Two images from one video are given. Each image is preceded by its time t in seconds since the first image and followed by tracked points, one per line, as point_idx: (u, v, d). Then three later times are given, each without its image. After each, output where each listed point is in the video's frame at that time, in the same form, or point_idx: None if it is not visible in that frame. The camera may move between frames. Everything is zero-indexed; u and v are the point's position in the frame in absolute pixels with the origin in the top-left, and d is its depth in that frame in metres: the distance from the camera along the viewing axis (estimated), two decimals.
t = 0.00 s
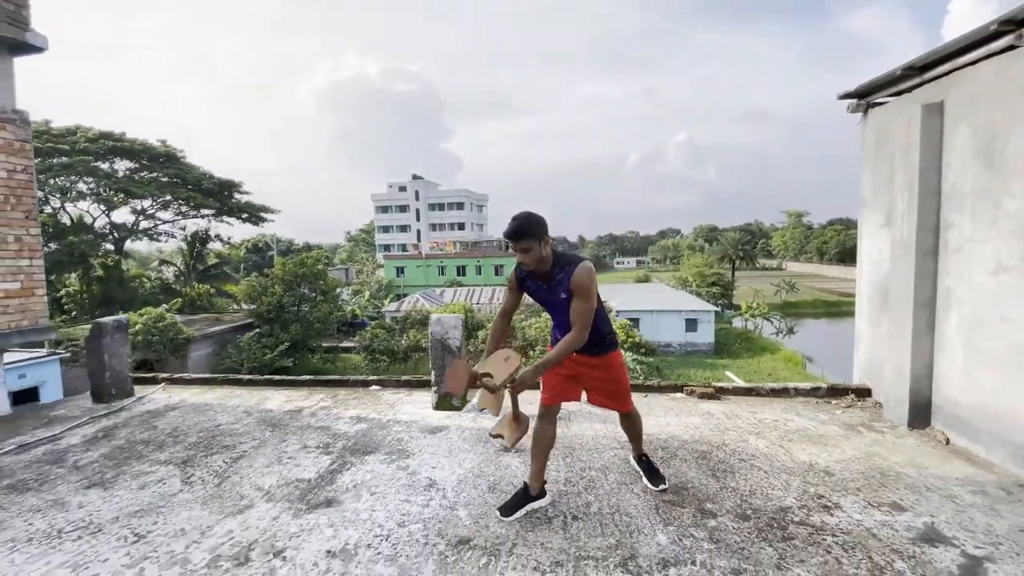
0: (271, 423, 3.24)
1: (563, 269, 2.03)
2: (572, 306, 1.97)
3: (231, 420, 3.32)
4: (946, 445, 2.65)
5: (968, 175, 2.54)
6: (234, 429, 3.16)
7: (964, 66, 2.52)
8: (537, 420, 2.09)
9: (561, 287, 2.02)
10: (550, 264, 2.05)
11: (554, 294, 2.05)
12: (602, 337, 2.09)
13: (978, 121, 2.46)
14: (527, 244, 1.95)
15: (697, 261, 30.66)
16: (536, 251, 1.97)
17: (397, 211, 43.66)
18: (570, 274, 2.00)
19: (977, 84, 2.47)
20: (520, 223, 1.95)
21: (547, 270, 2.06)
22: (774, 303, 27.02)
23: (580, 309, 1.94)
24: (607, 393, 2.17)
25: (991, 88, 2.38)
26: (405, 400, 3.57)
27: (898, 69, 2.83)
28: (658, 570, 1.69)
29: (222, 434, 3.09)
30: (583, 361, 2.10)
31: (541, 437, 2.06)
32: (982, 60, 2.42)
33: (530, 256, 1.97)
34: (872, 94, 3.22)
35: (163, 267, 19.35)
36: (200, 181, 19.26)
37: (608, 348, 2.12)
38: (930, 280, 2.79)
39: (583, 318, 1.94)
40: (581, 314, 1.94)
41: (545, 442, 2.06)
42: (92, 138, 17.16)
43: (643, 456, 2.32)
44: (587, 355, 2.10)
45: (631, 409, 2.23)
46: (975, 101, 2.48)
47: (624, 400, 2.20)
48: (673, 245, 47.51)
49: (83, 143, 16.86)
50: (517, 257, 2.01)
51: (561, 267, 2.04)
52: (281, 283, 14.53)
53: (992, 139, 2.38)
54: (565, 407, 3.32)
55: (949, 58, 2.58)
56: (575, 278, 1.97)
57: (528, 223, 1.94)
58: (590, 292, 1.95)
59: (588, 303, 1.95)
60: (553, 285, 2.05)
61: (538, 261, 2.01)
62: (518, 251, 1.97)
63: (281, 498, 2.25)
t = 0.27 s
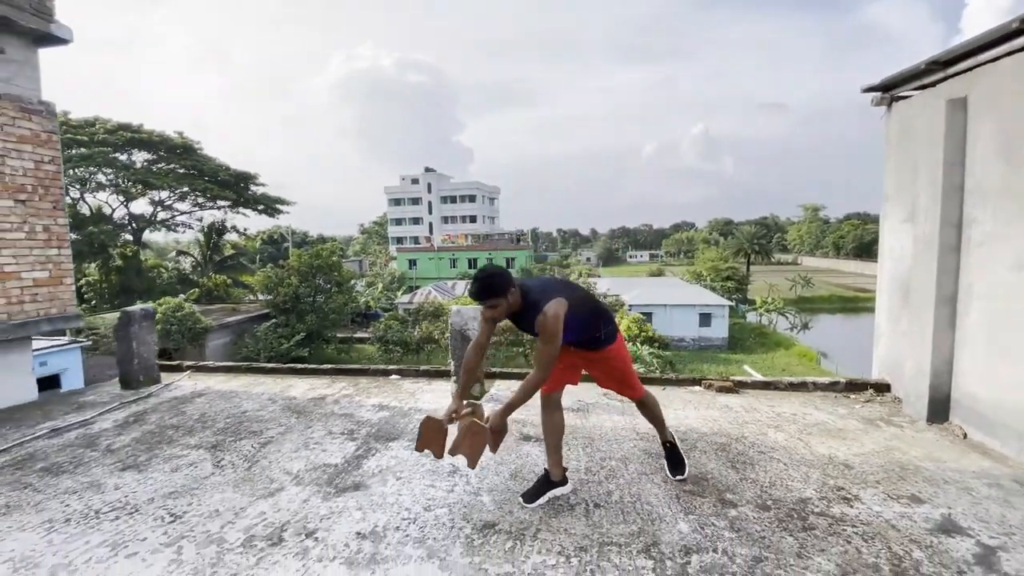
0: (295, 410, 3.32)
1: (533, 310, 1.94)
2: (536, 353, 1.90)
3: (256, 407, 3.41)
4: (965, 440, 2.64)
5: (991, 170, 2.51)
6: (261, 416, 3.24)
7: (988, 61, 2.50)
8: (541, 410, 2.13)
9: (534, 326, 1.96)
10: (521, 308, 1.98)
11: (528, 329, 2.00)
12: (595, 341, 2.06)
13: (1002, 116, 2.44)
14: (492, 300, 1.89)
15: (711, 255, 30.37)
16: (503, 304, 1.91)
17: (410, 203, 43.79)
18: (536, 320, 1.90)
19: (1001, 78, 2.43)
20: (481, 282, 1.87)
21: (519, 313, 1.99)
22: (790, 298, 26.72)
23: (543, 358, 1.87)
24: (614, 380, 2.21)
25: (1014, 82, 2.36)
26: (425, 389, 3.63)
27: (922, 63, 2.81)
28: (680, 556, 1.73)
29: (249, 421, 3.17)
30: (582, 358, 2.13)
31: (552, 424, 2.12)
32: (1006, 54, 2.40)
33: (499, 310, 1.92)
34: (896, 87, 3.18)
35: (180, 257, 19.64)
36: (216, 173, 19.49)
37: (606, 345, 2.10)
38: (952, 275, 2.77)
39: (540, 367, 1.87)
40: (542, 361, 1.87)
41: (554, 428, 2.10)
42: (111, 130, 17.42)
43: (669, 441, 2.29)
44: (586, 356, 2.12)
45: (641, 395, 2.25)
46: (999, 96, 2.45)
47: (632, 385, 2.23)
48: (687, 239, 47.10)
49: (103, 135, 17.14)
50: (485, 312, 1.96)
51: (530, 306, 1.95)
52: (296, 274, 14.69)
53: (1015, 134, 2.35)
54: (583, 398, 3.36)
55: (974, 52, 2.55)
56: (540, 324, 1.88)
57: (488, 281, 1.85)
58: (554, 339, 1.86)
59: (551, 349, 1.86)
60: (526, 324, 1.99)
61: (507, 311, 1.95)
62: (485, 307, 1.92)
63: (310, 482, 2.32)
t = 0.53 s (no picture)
0: (301, 398, 3.32)
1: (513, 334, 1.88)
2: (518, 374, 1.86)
3: (262, 395, 3.41)
4: (974, 432, 2.63)
5: (1003, 161, 2.47)
6: (267, 404, 3.24)
7: (1001, 51, 2.45)
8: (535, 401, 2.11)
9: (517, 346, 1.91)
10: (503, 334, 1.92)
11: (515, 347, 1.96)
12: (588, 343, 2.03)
13: (1013, 106, 2.39)
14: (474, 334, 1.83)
15: (715, 249, 30.26)
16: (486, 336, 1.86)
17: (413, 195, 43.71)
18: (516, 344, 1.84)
19: (1014, 67, 2.39)
20: (460, 318, 1.80)
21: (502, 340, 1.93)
22: (793, 292, 26.62)
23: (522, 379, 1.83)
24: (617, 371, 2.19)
25: None
26: (430, 379, 3.62)
27: (934, 52, 2.77)
28: (689, 545, 1.72)
29: (255, 408, 3.17)
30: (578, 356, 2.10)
31: (548, 413, 2.09)
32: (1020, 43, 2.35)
33: (482, 342, 1.87)
34: (907, 77, 3.13)
35: (184, 248, 19.66)
36: (219, 163, 19.45)
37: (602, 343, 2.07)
38: (963, 267, 2.74)
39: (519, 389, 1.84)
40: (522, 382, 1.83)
41: (551, 417, 2.08)
42: (114, 120, 17.39)
43: (689, 418, 2.35)
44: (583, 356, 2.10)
45: (647, 383, 2.22)
46: (1011, 85, 2.41)
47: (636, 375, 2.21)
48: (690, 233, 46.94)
49: (106, 124, 17.10)
50: (468, 343, 1.91)
51: (511, 329, 1.89)
52: (299, 265, 14.69)
53: None
54: (589, 388, 3.34)
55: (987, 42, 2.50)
56: (518, 352, 1.82)
57: (467, 317, 1.79)
58: (533, 363, 1.81)
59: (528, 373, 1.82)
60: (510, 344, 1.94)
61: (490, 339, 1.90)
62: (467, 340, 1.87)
63: (316, 468, 2.32)
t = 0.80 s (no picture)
0: (292, 394, 3.28)
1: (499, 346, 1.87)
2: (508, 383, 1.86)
3: (253, 392, 3.36)
4: (964, 426, 2.66)
5: (996, 157, 2.50)
6: (257, 400, 3.19)
7: (994, 48, 2.47)
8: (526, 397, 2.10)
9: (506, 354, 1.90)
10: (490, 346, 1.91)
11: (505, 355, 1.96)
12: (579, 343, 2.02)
13: (1007, 103, 2.41)
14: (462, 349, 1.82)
15: (705, 246, 30.45)
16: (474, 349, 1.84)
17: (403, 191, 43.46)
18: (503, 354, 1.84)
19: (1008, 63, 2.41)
20: (446, 334, 1.80)
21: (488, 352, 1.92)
22: (781, 289, 26.89)
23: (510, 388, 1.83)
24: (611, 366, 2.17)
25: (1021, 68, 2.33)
26: (423, 375, 3.60)
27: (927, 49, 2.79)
28: (686, 539, 1.72)
29: (245, 405, 3.13)
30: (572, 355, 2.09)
31: (539, 408, 2.08)
32: (1013, 40, 2.37)
33: (470, 356, 1.86)
34: (899, 74, 3.15)
35: (170, 243, 19.37)
36: (206, 157, 19.16)
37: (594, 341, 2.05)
38: (954, 263, 2.76)
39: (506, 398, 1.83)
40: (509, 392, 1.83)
41: (542, 413, 2.07)
42: (98, 112, 17.06)
43: (689, 408, 2.35)
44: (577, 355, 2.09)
45: (642, 376, 2.22)
46: (1005, 82, 2.43)
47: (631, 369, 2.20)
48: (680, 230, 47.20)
49: (90, 117, 16.77)
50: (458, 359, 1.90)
51: (498, 339, 1.88)
52: (288, 261, 14.53)
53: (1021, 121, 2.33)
54: (583, 384, 3.34)
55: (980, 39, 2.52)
56: (505, 363, 1.81)
57: (452, 333, 1.78)
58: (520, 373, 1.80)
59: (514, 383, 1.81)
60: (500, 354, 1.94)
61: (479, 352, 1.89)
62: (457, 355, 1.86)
63: (309, 465, 2.29)
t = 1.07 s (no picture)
0: (275, 398, 3.22)
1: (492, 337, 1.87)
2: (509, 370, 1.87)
3: (234, 396, 3.28)
4: (942, 423, 2.76)
5: (976, 161, 2.59)
6: (239, 405, 3.12)
7: (976, 54, 2.56)
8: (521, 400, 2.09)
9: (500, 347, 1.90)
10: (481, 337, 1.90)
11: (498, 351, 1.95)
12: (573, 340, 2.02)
13: (989, 108, 2.50)
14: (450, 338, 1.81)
15: (682, 246, 30.89)
16: (463, 339, 1.82)
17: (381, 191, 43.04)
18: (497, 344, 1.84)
19: (990, 69, 2.49)
20: (435, 323, 1.79)
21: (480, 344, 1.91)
22: (756, 289, 27.46)
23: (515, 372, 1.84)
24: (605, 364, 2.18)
25: (1003, 74, 2.42)
26: (410, 377, 3.56)
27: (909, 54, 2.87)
28: (681, 538, 1.73)
29: (227, 410, 3.05)
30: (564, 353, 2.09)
31: (535, 411, 2.08)
32: (995, 47, 2.45)
33: (460, 346, 1.83)
34: (880, 79, 3.25)
35: (140, 243, 18.80)
36: (179, 155, 18.67)
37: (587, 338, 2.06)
38: (932, 264, 2.86)
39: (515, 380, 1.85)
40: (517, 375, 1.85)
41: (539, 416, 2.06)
42: (65, 107, 16.49)
43: (677, 408, 2.39)
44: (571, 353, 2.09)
45: (634, 375, 2.23)
46: (987, 88, 2.52)
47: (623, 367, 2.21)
48: (658, 231, 47.80)
49: (55, 112, 16.16)
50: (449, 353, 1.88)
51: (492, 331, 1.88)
52: (264, 261, 14.25)
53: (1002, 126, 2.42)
54: (571, 384, 3.35)
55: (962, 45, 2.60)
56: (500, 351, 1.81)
57: (443, 320, 1.77)
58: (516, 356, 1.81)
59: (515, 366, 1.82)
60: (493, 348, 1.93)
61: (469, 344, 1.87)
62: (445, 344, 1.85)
63: (297, 471, 2.24)
